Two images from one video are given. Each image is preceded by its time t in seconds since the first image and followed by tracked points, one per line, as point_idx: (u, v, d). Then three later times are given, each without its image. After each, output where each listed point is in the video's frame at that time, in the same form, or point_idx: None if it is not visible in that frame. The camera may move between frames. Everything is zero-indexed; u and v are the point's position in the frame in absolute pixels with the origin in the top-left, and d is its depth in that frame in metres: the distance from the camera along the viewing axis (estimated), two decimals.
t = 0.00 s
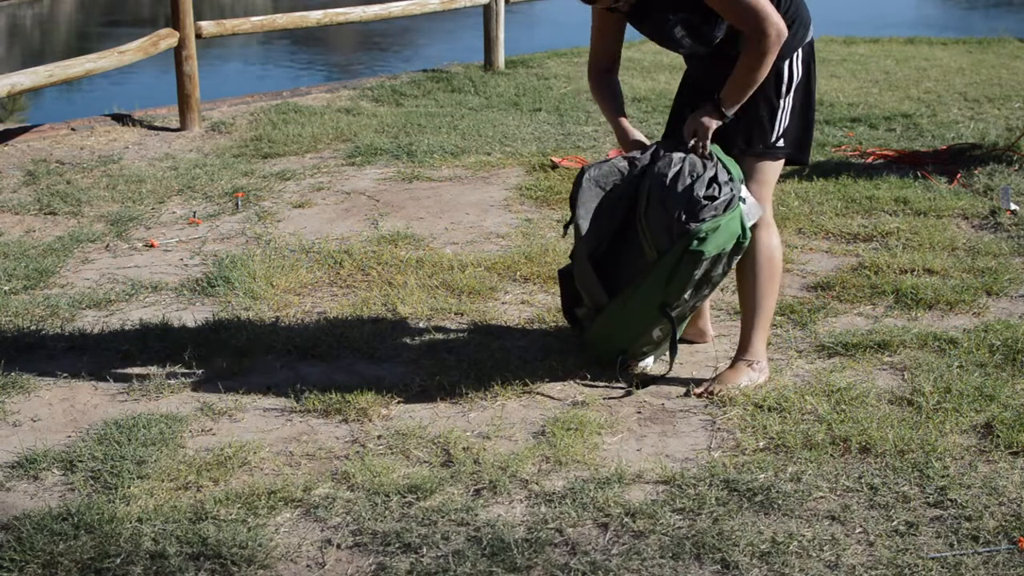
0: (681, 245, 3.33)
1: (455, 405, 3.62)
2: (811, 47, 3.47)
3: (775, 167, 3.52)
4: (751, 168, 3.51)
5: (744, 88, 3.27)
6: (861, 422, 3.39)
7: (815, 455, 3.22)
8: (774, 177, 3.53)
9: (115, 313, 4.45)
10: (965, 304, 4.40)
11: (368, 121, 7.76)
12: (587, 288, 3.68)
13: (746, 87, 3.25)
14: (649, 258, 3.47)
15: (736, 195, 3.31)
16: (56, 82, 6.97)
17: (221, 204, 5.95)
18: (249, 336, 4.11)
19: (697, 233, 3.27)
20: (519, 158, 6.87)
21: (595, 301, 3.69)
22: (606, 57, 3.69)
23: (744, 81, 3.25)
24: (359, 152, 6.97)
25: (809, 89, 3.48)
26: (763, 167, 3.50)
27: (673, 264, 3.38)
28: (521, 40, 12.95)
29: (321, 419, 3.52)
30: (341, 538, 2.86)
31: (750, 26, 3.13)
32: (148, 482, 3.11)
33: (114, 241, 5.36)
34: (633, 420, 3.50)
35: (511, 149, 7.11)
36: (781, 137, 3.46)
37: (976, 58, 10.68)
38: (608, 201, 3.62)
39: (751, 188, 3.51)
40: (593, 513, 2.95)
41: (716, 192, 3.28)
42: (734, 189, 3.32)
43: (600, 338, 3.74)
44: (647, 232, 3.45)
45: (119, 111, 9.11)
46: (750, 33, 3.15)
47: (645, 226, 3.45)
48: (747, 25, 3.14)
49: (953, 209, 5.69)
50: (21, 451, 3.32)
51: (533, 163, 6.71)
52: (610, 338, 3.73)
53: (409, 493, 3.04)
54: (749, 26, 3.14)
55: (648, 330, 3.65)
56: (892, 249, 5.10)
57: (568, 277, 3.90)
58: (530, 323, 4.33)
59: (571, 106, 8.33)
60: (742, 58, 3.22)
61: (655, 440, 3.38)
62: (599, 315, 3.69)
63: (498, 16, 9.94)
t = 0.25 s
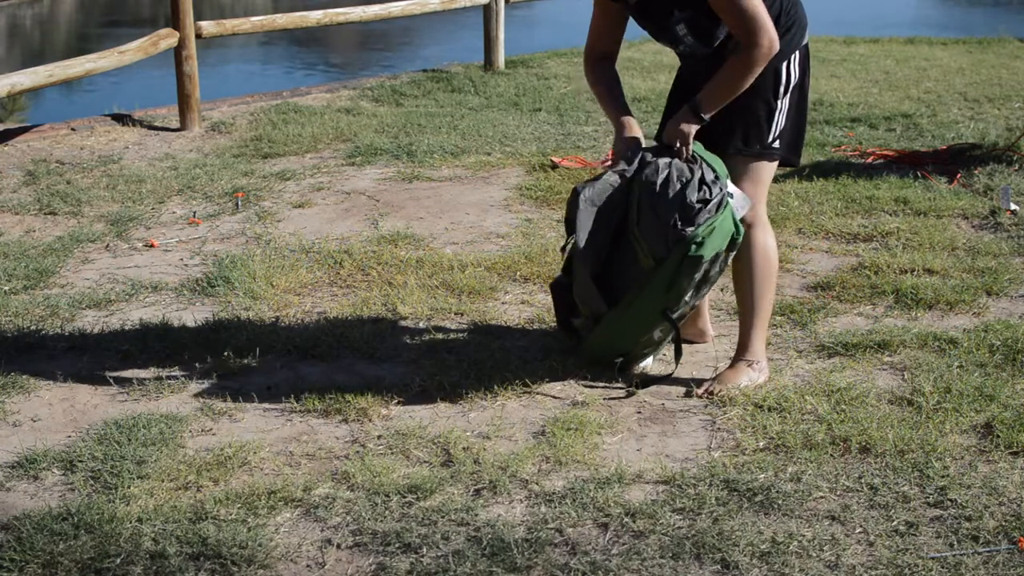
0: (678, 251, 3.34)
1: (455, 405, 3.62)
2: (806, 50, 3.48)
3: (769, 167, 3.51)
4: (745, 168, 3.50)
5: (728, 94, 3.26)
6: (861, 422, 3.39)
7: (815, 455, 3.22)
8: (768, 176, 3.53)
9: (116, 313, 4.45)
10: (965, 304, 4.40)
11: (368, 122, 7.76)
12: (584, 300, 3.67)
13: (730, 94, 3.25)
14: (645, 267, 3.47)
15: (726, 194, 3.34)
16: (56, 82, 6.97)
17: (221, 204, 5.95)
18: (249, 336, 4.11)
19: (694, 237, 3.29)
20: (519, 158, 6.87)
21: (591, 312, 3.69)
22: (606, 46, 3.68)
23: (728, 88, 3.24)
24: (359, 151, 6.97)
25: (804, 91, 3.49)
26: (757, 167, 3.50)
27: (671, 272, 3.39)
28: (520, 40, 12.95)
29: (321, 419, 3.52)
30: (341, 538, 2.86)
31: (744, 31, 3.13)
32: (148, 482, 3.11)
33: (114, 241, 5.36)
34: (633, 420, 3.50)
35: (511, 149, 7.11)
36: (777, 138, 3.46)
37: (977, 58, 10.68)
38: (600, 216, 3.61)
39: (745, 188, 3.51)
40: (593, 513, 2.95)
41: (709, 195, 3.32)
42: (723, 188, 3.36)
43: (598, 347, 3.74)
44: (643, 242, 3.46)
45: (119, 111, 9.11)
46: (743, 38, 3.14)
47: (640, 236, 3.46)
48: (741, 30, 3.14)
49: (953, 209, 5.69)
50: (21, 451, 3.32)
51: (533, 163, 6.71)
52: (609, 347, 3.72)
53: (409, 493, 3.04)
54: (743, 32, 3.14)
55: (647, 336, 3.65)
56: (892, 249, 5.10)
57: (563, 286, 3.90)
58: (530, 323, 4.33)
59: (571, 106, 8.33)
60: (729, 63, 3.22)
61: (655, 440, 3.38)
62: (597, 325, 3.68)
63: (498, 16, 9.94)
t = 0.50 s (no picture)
0: (714, 252, 3.41)
1: (455, 405, 3.62)
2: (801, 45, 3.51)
3: (761, 167, 3.54)
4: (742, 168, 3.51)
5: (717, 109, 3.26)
6: (861, 422, 3.39)
7: (815, 455, 3.22)
8: (761, 175, 3.55)
9: (116, 313, 4.45)
10: (965, 304, 4.40)
11: (368, 122, 7.76)
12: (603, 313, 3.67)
13: (725, 107, 3.23)
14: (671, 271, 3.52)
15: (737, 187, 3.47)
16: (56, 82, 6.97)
17: (221, 204, 5.95)
18: (249, 336, 4.11)
19: (723, 235, 3.39)
20: (519, 158, 6.87)
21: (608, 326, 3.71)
22: (588, 74, 3.52)
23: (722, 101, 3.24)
24: (359, 152, 6.97)
25: (800, 89, 3.52)
26: (751, 166, 3.52)
27: (707, 271, 3.46)
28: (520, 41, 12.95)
29: (321, 419, 3.52)
30: (341, 538, 2.86)
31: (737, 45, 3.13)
32: (148, 482, 3.11)
33: (114, 241, 5.36)
34: (633, 420, 3.50)
35: (511, 149, 7.11)
36: (778, 134, 3.48)
37: (977, 58, 10.67)
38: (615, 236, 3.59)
39: (739, 188, 3.53)
40: (593, 513, 2.95)
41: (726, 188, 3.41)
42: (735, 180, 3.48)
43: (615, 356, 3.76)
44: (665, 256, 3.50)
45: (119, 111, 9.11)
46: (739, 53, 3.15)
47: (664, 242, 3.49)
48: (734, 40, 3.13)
49: (953, 209, 5.69)
50: (20, 451, 3.32)
51: (533, 163, 6.71)
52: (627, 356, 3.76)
53: (409, 493, 3.04)
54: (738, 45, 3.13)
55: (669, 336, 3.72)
56: (892, 249, 5.10)
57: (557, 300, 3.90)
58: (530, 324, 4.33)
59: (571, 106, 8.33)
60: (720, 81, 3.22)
61: (655, 440, 3.38)
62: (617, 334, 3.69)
63: (498, 16, 9.94)
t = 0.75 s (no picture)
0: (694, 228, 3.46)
1: (455, 405, 3.62)
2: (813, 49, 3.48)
3: (773, 170, 3.50)
4: (750, 170, 3.48)
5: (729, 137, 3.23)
6: (861, 422, 3.39)
7: (815, 455, 3.22)
8: (771, 179, 3.52)
9: (115, 313, 4.45)
10: (965, 304, 4.40)
11: (368, 122, 7.76)
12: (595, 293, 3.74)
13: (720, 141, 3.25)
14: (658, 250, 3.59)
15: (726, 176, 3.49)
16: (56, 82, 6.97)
17: (221, 204, 5.95)
18: (249, 336, 4.11)
19: (706, 215, 3.42)
20: (519, 158, 6.87)
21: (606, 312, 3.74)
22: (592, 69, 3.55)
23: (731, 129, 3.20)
24: (359, 151, 6.97)
25: (813, 91, 3.48)
26: (762, 170, 3.49)
27: (692, 250, 3.51)
28: (520, 41, 12.95)
29: (321, 419, 3.52)
30: (341, 538, 2.86)
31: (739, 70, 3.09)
32: (148, 482, 3.11)
33: (114, 241, 5.36)
34: (633, 420, 3.50)
35: (511, 149, 7.11)
36: (788, 138, 3.43)
37: (976, 58, 10.67)
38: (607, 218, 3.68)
39: (748, 190, 3.50)
40: (593, 513, 2.95)
41: (713, 174, 3.46)
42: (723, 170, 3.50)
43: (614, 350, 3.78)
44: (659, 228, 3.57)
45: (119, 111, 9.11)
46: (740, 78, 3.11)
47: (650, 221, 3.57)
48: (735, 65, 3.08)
49: (953, 209, 5.69)
50: (20, 451, 3.32)
51: (533, 163, 6.71)
52: (623, 349, 3.78)
53: (409, 493, 3.04)
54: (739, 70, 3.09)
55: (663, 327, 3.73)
56: (892, 249, 5.10)
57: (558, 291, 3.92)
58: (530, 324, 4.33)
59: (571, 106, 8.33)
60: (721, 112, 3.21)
61: (655, 440, 3.37)
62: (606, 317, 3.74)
63: (498, 16, 9.94)
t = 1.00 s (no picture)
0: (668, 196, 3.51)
1: (455, 405, 3.62)
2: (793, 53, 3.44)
3: (743, 166, 3.46)
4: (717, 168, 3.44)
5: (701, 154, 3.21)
6: (861, 422, 3.39)
7: (815, 455, 3.22)
8: (741, 175, 3.48)
9: (116, 313, 4.45)
10: (965, 304, 4.40)
11: (368, 122, 7.76)
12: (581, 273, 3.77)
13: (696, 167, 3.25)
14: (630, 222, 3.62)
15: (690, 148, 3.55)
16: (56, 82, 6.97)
17: (221, 204, 5.95)
18: (249, 336, 4.11)
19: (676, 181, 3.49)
20: (519, 158, 6.87)
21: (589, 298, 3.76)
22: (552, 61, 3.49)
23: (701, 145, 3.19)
24: (359, 152, 6.97)
25: (787, 93, 3.45)
26: (729, 167, 3.44)
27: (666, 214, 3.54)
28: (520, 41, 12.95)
29: (321, 419, 3.52)
30: (341, 538, 2.86)
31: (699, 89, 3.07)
32: (148, 482, 3.11)
33: (114, 241, 5.36)
34: (633, 420, 3.50)
35: (511, 149, 7.11)
36: (755, 135, 3.41)
37: (977, 58, 10.67)
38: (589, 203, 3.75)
39: (716, 189, 3.47)
40: (593, 513, 2.95)
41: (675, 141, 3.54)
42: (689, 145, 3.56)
43: (601, 338, 3.80)
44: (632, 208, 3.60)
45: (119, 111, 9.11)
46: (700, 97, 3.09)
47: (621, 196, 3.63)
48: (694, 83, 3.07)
49: (953, 209, 5.69)
50: (20, 451, 3.32)
51: (533, 163, 6.71)
52: (610, 336, 3.80)
53: (409, 493, 3.04)
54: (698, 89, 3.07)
55: (647, 313, 3.76)
56: (892, 249, 5.10)
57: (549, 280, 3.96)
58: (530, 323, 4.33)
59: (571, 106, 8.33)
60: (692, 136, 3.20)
61: (655, 440, 3.38)
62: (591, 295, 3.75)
63: (497, 16, 9.94)
